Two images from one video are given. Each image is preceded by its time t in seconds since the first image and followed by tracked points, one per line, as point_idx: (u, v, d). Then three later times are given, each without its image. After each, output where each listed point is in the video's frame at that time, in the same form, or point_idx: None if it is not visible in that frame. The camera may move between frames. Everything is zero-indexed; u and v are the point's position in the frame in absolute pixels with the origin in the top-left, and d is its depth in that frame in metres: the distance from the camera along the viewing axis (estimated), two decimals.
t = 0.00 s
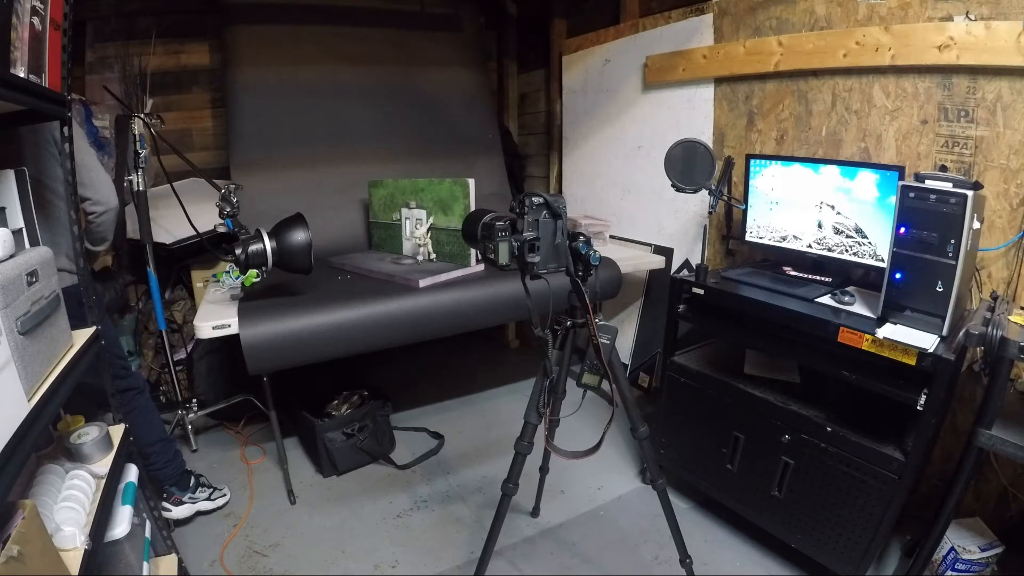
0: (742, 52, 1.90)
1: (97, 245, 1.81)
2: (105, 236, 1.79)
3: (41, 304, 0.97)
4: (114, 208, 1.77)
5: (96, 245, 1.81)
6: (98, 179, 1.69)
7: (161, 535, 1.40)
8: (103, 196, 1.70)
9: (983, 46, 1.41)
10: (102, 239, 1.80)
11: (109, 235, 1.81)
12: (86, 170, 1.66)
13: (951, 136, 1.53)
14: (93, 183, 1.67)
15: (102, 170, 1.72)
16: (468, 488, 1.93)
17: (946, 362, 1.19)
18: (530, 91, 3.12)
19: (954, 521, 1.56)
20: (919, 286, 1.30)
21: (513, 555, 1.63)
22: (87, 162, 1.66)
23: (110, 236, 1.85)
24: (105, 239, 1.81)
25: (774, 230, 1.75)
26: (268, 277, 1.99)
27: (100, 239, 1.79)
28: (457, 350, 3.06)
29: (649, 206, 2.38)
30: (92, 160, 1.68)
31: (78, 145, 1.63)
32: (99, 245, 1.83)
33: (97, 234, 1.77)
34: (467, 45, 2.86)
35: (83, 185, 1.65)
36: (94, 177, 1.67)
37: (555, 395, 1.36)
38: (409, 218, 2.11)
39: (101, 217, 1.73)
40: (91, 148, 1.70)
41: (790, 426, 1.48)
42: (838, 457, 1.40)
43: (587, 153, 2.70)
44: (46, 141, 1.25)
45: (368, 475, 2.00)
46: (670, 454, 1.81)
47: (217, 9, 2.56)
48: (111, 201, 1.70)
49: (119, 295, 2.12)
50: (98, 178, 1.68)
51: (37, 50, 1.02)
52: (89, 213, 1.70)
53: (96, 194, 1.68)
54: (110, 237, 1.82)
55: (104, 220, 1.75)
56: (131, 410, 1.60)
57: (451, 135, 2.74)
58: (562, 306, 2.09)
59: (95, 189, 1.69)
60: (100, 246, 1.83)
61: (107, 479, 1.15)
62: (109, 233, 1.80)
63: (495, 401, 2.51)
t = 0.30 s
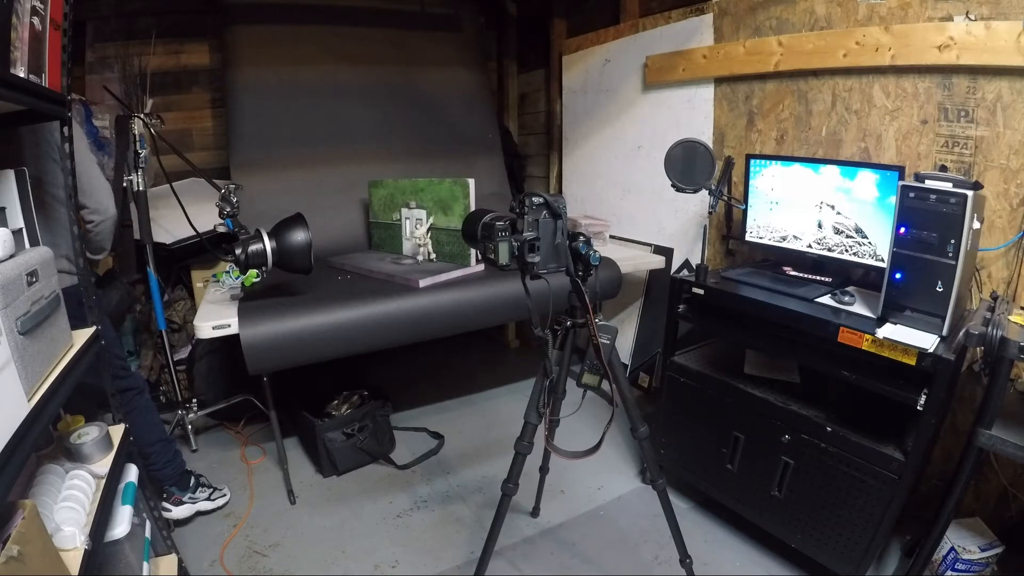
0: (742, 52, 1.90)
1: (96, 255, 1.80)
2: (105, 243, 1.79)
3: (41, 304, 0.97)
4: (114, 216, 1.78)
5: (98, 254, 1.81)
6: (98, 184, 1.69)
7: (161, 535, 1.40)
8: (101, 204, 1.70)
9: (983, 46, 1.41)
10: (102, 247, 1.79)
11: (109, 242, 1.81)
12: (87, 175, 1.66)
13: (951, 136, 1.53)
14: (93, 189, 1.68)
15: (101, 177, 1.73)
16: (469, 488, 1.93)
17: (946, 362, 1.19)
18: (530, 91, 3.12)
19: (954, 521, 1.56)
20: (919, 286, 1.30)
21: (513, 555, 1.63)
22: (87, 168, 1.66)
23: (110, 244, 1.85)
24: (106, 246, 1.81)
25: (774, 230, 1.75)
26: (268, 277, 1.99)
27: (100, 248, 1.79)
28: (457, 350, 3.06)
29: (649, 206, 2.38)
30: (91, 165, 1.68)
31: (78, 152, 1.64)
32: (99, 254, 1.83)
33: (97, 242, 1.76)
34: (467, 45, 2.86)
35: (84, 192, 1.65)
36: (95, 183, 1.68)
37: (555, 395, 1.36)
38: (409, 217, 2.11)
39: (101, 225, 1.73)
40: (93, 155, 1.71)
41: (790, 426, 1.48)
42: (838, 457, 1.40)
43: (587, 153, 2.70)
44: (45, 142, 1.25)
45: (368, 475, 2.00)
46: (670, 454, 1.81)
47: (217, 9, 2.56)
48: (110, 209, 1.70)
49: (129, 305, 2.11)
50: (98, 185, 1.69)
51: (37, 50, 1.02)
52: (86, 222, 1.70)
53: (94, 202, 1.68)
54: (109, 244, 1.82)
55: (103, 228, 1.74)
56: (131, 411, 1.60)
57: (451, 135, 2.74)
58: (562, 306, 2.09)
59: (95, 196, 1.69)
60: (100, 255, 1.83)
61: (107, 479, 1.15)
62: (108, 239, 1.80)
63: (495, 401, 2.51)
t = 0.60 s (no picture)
0: (742, 52, 1.90)
1: (97, 261, 1.81)
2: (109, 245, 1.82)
3: (41, 304, 0.97)
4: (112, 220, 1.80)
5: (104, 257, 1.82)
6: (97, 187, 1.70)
7: (161, 535, 1.40)
8: (100, 209, 1.71)
9: (983, 46, 1.41)
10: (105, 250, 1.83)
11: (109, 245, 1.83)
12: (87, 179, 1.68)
13: (951, 136, 1.53)
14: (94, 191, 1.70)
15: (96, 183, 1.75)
16: (469, 488, 1.93)
17: (946, 362, 1.19)
18: (530, 91, 3.12)
19: (954, 521, 1.56)
20: (919, 286, 1.30)
21: (513, 555, 1.63)
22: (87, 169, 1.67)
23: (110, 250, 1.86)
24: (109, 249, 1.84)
25: (774, 230, 1.75)
26: (268, 277, 1.99)
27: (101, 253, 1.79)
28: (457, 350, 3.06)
29: (649, 206, 2.37)
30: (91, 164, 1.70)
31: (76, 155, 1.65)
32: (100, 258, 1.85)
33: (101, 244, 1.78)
34: (467, 45, 2.86)
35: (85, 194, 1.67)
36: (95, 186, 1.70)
37: (555, 395, 1.36)
38: (409, 218, 2.10)
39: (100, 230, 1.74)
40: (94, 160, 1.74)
41: (790, 426, 1.48)
42: (838, 456, 1.40)
43: (587, 153, 2.70)
44: (46, 142, 1.24)
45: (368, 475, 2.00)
46: (670, 454, 1.81)
47: (217, 9, 2.56)
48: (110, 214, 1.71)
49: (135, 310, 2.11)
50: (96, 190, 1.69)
51: (37, 50, 1.02)
52: (85, 227, 1.70)
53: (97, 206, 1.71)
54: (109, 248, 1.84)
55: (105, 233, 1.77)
56: (131, 410, 1.60)
57: (451, 135, 2.74)
58: (562, 306, 2.09)
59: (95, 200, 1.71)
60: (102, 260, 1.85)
61: (107, 479, 1.15)
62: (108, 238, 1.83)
63: (495, 401, 2.51)
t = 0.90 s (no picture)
0: (742, 52, 1.90)
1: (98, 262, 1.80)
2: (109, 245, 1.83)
3: (41, 304, 0.97)
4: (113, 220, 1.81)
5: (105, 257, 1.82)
6: (97, 186, 1.71)
7: (161, 535, 1.40)
8: (99, 209, 1.71)
9: (983, 46, 1.41)
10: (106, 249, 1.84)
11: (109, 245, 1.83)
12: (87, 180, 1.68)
13: (951, 136, 1.53)
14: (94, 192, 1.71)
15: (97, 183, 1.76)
16: (469, 488, 1.93)
17: (946, 362, 1.19)
18: (530, 91, 3.12)
19: (954, 521, 1.56)
20: (919, 286, 1.30)
21: (513, 555, 1.63)
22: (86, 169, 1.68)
23: (110, 250, 1.87)
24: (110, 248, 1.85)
25: (774, 230, 1.75)
26: (268, 277, 1.99)
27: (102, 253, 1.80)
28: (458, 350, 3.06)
29: (649, 206, 2.37)
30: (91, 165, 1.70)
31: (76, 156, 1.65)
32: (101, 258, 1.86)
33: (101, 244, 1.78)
34: (467, 45, 2.86)
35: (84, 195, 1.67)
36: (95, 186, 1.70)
37: (555, 395, 1.35)
38: (409, 217, 2.10)
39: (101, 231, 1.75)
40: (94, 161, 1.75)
41: (790, 426, 1.48)
42: (838, 456, 1.40)
43: (587, 153, 2.70)
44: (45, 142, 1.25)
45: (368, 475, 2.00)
46: (670, 454, 1.80)
47: (217, 9, 2.56)
48: (109, 214, 1.71)
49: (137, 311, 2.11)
50: (96, 190, 1.70)
51: (37, 50, 1.02)
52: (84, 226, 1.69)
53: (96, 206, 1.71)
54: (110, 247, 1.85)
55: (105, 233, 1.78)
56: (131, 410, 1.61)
57: (451, 136, 2.74)
58: (562, 306, 2.09)
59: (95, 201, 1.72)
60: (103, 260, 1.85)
61: (107, 479, 1.15)
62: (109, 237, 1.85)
63: (495, 401, 2.51)
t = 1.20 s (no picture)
0: (742, 52, 1.90)
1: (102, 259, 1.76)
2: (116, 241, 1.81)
3: (41, 304, 0.97)
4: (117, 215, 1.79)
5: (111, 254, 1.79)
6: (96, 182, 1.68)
7: (161, 535, 1.40)
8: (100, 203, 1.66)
9: (983, 46, 1.41)
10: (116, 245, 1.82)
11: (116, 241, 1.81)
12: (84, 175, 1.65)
13: (951, 136, 1.53)
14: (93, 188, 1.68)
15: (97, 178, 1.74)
16: (469, 488, 1.93)
17: (946, 362, 1.19)
18: (530, 91, 3.12)
19: (954, 521, 1.56)
20: (919, 287, 1.30)
21: (513, 555, 1.63)
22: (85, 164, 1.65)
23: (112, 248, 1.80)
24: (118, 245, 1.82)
25: (774, 230, 1.75)
26: (268, 277, 1.99)
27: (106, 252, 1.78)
28: (458, 350, 3.06)
29: (649, 206, 2.37)
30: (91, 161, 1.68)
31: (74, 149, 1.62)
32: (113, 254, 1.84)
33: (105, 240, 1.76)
34: (467, 45, 2.86)
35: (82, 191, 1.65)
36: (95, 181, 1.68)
37: (555, 395, 1.35)
38: (409, 217, 2.10)
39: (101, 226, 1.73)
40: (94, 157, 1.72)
41: (790, 425, 1.48)
42: (838, 457, 1.40)
43: (587, 153, 2.70)
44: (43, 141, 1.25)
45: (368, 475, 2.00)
46: (669, 454, 1.80)
47: (218, 9, 2.57)
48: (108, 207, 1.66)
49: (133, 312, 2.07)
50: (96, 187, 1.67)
51: (37, 50, 1.02)
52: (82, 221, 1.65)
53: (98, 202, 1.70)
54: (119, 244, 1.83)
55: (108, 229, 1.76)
56: (131, 410, 1.61)
57: (451, 136, 2.74)
58: (562, 306, 2.09)
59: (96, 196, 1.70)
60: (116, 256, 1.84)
61: (107, 479, 1.15)
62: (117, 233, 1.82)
63: (495, 401, 2.51)
